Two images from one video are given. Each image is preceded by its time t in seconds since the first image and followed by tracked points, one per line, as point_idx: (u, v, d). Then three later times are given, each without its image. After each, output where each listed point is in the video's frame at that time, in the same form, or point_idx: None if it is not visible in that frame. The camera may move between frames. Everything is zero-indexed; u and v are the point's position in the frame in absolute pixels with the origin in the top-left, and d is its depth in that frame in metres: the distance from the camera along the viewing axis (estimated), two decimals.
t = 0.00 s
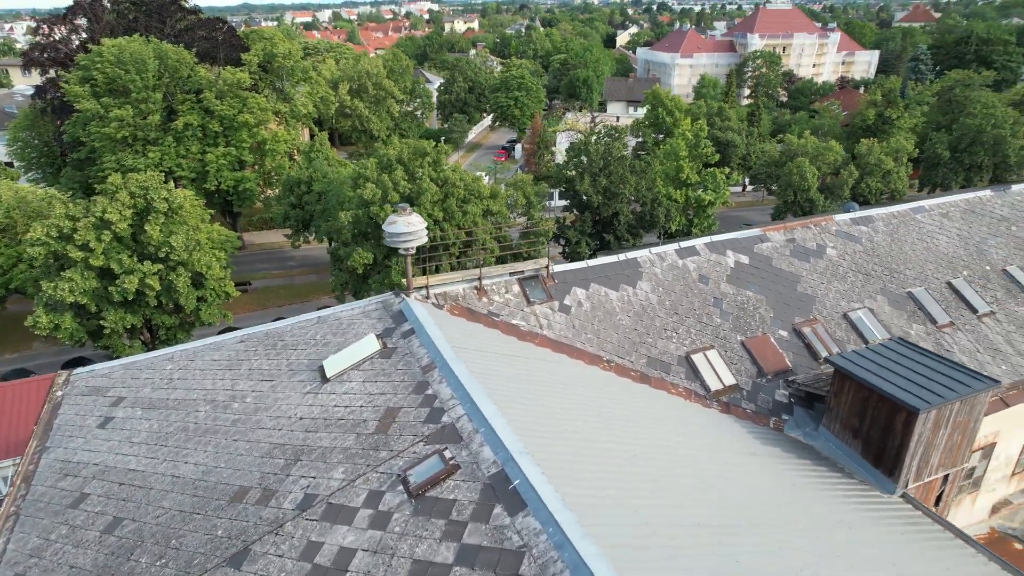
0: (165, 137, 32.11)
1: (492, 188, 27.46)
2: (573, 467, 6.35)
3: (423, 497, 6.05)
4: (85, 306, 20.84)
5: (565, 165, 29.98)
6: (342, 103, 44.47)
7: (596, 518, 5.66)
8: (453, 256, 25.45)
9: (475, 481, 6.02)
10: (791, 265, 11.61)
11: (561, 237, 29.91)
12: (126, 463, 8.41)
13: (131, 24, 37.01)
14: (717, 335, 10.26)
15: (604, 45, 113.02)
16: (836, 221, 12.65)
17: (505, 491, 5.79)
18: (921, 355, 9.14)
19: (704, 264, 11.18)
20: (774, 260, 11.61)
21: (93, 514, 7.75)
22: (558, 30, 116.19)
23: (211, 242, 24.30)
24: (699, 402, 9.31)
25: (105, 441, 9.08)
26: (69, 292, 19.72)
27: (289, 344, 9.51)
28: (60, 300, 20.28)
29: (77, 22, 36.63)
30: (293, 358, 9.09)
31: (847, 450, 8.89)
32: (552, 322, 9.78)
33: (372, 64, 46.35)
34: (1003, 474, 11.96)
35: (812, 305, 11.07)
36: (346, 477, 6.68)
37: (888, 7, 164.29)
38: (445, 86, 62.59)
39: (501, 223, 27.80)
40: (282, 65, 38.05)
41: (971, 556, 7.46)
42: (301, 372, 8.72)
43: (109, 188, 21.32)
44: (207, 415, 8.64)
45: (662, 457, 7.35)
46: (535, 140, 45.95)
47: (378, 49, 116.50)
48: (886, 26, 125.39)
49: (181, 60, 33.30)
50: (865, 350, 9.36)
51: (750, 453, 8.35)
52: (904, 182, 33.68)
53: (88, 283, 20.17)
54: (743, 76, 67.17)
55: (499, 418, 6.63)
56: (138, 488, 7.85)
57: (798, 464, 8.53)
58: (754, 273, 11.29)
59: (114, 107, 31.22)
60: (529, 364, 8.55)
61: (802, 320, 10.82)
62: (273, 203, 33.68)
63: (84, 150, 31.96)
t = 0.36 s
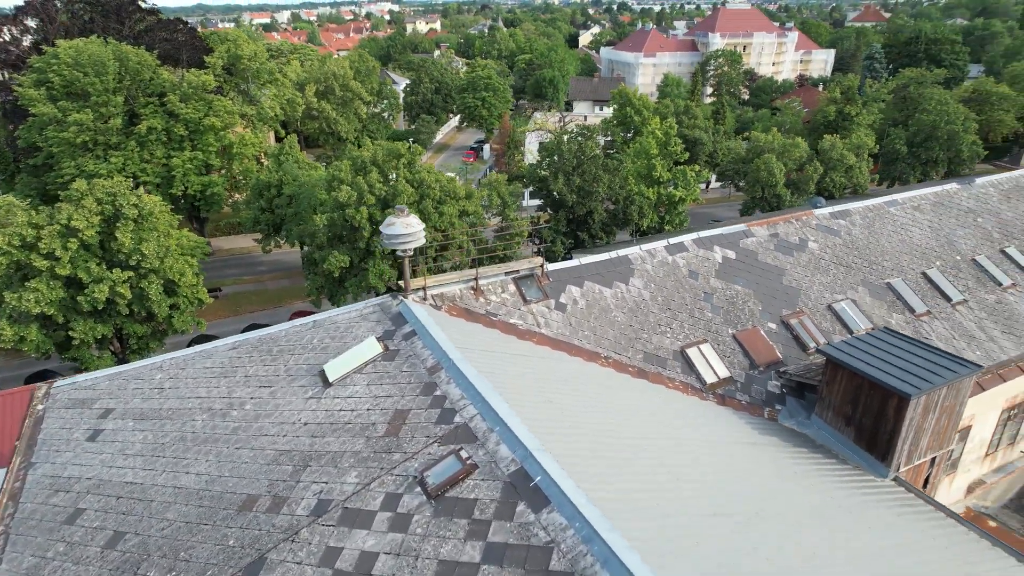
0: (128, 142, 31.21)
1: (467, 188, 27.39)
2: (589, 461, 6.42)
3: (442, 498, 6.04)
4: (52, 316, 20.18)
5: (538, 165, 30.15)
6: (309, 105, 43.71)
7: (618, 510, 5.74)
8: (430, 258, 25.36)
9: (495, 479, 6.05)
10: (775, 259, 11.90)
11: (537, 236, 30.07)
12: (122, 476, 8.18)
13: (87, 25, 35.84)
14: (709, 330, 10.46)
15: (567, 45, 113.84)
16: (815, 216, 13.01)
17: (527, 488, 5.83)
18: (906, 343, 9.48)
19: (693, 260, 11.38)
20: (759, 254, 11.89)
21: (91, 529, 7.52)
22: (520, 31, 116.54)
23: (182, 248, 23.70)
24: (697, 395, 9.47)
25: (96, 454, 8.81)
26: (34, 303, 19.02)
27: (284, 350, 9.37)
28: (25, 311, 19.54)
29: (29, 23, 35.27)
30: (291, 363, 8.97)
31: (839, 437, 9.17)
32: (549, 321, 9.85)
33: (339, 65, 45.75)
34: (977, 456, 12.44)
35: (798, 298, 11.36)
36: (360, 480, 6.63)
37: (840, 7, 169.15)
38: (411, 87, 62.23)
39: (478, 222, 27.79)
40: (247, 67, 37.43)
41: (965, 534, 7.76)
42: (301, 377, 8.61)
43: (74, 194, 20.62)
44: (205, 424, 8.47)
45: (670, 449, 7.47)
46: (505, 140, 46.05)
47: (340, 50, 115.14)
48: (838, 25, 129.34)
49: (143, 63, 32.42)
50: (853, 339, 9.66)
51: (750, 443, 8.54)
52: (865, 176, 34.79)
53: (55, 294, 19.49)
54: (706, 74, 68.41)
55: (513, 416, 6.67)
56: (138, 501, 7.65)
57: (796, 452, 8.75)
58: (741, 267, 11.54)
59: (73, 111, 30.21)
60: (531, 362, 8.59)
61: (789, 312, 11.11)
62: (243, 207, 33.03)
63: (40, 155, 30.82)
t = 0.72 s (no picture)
0: (87, 145, 30.26)
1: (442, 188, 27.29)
2: (604, 451, 6.50)
3: (462, 493, 6.04)
4: (15, 326, 19.38)
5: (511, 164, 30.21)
6: (274, 107, 42.70)
7: (639, 496, 5.83)
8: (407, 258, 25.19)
9: (514, 472, 6.09)
10: (759, 250, 12.18)
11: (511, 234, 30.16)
12: (118, 486, 7.95)
13: (40, 26, 34.61)
14: (701, 321, 10.65)
15: (529, 44, 114.34)
16: (795, 208, 13.36)
17: (548, 479, 5.88)
18: (892, 328, 9.82)
19: (682, 253, 11.57)
20: (745, 247, 12.15)
21: (90, 541, 7.28)
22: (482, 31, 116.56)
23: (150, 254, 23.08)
24: (693, 384, 9.63)
25: (87, 466, 8.54)
26: None
27: (281, 352, 9.23)
28: None
29: None
30: (290, 365, 8.85)
31: (832, 421, 9.44)
32: (546, 316, 9.91)
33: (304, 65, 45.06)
34: (954, 435, 12.80)
35: (783, 289, 11.65)
36: (375, 479, 6.58)
37: (792, 6, 173.51)
38: (376, 87, 61.68)
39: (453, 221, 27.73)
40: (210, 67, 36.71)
41: (957, 509, 8.07)
42: (302, 379, 8.49)
43: (35, 199, 19.91)
44: (204, 430, 8.29)
45: (677, 437, 7.60)
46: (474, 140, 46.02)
47: (299, 51, 113.22)
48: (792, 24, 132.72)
49: (102, 65, 31.50)
50: (841, 326, 9.95)
51: (749, 430, 8.73)
52: (828, 170, 35.78)
53: (19, 303, 18.81)
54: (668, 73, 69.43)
55: (526, 410, 6.70)
56: (139, 511, 7.45)
57: (792, 437, 8.97)
58: (728, 259, 11.78)
59: (28, 114, 29.19)
60: (533, 357, 8.64)
61: (776, 302, 11.39)
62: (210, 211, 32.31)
63: None
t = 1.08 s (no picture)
0: (52, 149, 29.44)
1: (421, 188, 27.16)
2: (617, 444, 6.60)
3: (480, 490, 6.06)
4: None
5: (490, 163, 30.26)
6: (245, 108, 41.80)
7: (657, 486, 5.94)
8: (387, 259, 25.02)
9: (532, 466, 6.14)
10: (747, 244, 12.43)
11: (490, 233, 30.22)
12: (119, 495, 7.79)
13: None
14: (694, 315, 10.82)
15: (498, 44, 114.49)
16: (779, 203, 13.66)
17: (568, 472, 5.95)
18: (880, 318, 10.10)
19: (673, 249, 11.75)
20: (733, 241, 12.39)
21: (94, 552, 7.11)
22: (451, 30, 116.22)
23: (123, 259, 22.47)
24: (690, 377, 9.79)
25: (83, 476, 8.34)
26: None
27: (279, 355, 9.12)
28: None
29: None
30: (291, 367, 8.77)
31: (825, 409, 9.69)
32: (545, 312, 9.97)
33: (276, 65, 44.24)
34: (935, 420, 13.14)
35: (772, 282, 11.90)
36: (389, 479, 6.55)
37: (755, 6, 176.43)
38: (347, 88, 61.07)
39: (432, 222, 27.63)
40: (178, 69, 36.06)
41: (949, 490, 8.37)
42: (306, 381, 8.42)
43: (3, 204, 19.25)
44: (206, 435, 8.16)
45: (681, 429, 7.74)
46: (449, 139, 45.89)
47: (265, 52, 111.64)
48: (756, 23, 135.14)
49: (65, 67, 30.71)
50: (832, 317, 10.20)
51: (747, 419, 8.92)
52: (798, 166, 36.58)
53: None
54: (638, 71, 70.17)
55: (539, 406, 6.76)
56: (143, 519, 7.29)
57: (790, 425, 9.17)
58: (717, 254, 12.00)
59: None
60: (537, 354, 8.70)
61: (765, 295, 11.63)
62: (183, 214, 31.65)
63: None
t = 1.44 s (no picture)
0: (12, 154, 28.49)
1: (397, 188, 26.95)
2: (631, 436, 6.70)
3: (500, 487, 6.10)
4: None
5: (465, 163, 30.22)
6: (211, 110, 40.88)
7: (674, 476, 6.04)
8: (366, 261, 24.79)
9: (550, 462, 6.21)
10: (733, 239, 12.69)
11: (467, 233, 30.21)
12: (120, 507, 7.57)
13: None
14: (687, 310, 11.01)
15: (464, 43, 114.28)
16: (761, 198, 13.98)
17: (587, 465, 6.03)
18: (866, 308, 10.41)
19: (662, 244, 11.93)
20: (719, 236, 12.63)
21: (99, 565, 6.89)
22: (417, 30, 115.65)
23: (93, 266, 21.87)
24: (687, 370, 9.95)
25: (79, 489, 8.09)
26: None
27: (278, 359, 8.99)
28: None
29: None
30: (292, 371, 8.65)
31: (817, 398, 9.95)
32: (542, 310, 10.04)
33: (243, 66, 43.35)
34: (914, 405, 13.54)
35: (758, 275, 12.16)
36: (405, 480, 6.54)
37: (716, 5, 179.17)
38: (314, 88, 60.30)
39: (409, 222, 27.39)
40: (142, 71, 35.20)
41: (940, 472, 8.68)
42: (308, 385, 8.33)
43: None
44: (208, 443, 8.00)
45: (687, 420, 7.88)
46: (421, 140, 45.68)
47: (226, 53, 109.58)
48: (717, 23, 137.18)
49: (22, 68, 29.75)
50: (820, 309, 10.48)
51: (745, 410, 9.11)
52: (766, 162, 37.35)
53: None
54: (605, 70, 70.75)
55: (552, 402, 6.83)
56: (148, 530, 7.11)
57: (786, 415, 9.39)
58: (705, 249, 12.23)
59: None
60: (539, 352, 8.77)
61: (752, 288, 11.89)
62: (151, 219, 30.90)
63: None
